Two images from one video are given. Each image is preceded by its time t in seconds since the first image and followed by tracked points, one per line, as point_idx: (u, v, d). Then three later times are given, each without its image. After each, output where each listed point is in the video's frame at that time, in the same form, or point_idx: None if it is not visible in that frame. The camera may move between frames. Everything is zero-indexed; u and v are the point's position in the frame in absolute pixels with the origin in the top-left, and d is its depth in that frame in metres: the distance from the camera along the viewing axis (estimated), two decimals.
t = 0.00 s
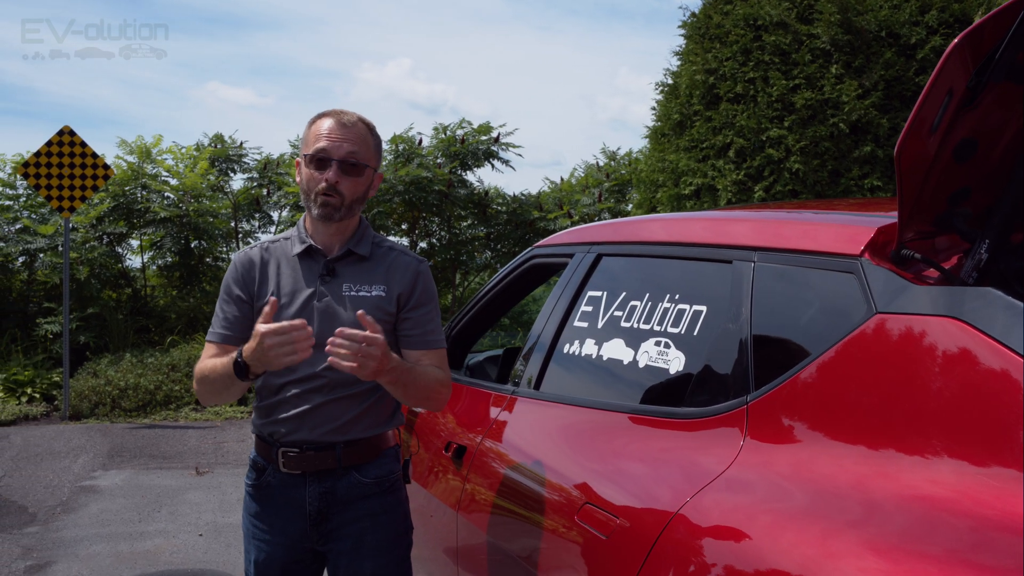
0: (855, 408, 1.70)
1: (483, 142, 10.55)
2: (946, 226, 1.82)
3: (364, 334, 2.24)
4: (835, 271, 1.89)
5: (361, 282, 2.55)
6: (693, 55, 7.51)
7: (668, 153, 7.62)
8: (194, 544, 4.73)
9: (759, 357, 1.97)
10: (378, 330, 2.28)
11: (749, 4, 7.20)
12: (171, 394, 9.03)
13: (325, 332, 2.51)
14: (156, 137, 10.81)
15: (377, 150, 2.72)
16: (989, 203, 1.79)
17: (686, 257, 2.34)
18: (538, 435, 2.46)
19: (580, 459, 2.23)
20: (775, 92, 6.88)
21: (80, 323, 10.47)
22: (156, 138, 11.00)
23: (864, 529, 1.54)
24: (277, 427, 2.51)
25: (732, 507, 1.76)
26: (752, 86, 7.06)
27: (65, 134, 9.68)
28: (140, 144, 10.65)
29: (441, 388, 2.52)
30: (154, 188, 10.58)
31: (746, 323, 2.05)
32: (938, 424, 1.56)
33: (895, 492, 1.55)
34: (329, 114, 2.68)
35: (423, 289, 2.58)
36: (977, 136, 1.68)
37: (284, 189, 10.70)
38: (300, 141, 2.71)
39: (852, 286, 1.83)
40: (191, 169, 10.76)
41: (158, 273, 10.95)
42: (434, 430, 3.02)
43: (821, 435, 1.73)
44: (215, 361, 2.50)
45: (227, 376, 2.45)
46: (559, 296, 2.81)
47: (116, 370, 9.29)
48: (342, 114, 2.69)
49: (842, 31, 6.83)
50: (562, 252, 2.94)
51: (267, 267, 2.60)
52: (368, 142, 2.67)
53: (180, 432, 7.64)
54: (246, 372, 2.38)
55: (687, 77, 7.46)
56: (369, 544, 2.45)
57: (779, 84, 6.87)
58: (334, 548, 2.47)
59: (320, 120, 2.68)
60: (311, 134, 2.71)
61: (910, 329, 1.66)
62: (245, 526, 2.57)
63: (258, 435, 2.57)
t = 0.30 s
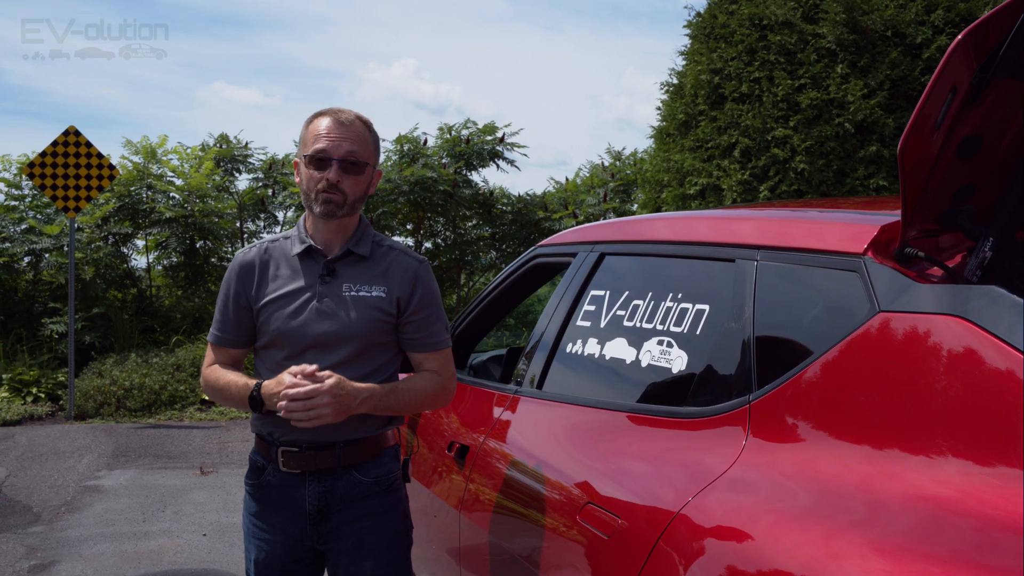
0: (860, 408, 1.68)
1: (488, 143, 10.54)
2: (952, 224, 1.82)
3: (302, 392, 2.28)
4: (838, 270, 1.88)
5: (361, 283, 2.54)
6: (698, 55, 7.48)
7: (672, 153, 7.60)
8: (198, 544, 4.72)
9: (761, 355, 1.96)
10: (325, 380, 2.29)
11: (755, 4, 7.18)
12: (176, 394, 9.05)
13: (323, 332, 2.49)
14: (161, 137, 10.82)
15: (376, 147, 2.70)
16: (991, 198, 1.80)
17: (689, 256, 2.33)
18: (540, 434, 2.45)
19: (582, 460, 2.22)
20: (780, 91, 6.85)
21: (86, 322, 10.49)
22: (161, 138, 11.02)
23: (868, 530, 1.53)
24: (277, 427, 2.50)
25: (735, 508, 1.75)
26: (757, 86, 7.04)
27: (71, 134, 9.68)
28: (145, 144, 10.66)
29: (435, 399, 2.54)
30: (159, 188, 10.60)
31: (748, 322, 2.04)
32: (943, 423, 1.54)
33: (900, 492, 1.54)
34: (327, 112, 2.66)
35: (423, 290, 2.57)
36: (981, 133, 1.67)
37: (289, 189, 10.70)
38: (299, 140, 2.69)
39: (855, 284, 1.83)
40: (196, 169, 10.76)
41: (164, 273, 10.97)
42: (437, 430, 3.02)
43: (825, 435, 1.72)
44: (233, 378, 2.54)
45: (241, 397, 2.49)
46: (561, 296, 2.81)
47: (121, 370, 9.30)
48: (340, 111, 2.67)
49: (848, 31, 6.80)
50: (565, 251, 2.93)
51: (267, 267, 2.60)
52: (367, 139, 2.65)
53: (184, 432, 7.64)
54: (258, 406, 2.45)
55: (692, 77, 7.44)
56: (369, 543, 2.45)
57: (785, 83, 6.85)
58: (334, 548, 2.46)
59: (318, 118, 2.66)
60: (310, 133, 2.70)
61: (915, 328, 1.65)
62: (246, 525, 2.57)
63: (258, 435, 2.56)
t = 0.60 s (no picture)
0: (860, 408, 1.68)
1: (491, 142, 10.54)
2: (951, 223, 1.82)
3: (297, 400, 2.29)
4: (837, 268, 1.88)
5: (357, 283, 2.54)
6: (701, 54, 7.47)
7: (676, 153, 7.59)
8: (200, 544, 4.73)
9: (759, 355, 1.96)
10: (321, 388, 2.32)
11: (758, 3, 7.16)
12: (179, 393, 9.05)
13: (319, 334, 2.50)
14: (164, 137, 10.83)
15: (371, 148, 2.70)
16: (990, 198, 1.80)
17: (690, 255, 2.34)
18: (541, 434, 2.45)
19: (582, 459, 2.22)
20: (783, 91, 6.84)
21: (89, 322, 10.50)
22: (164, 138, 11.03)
23: (870, 530, 1.53)
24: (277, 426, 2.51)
25: (735, 507, 1.74)
26: (761, 85, 7.03)
27: (74, 134, 9.70)
28: (149, 144, 10.68)
29: (434, 397, 2.53)
30: (162, 188, 10.62)
31: (746, 321, 2.04)
32: (944, 423, 1.54)
33: (901, 493, 1.53)
34: (320, 113, 2.66)
35: (419, 289, 2.56)
36: (979, 132, 1.67)
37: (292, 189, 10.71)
38: (293, 142, 2.69)
39: (853, 282, 1.83)
40: (200, 169, 10.78)
41: (167, 273, 10.99)
42: (438, 430, 3.02)
43: (827, 435, 1.72)
44: (231, 378, 2.56)
45: (240, 399, 2.51)
46: (561, 296, 2.81)
47: (124, 370, 9.31)
48: (334, 112, 2.67)
49: (851, 30, 6.79)
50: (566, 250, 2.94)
51: (265, 269, 2.61)
52: (361, 139, 2.65)
53: (188, 432, 7.64)
54: (253, 409, 2.48)
55: (695, 77, 7.43)
56: (369, 541, 2.45)
57: (788, 83, 6.84)
58: (334, 545, 2.46)
59: (312, 120, 2.66)
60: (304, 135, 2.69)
61: (915, 328, 1.64)
62: (247, 522, 2.57)
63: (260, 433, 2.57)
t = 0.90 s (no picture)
0: (857, 408, 1.68)
1: (494, 142, 10.56)
2: (941, 222, 1.82)
3: (291, 390, 2.30)
4: (827, 266, 1.90)
5: (352, 282, 2.54)
6: (703, 54, 7.46)
7: (678, 152, 7.58)
8: (201, 542, 4.74)
9: (750, 353, 1.98)
10: (315, 378, 2.31)
11: (760, 2, 7.16)
12: (181, 393, 9.08)
13: (317, 334, 2.51)
14: (168, 137, 10.86)
15: (363, 147, 2.71)
16: (980, 197, 1.81)
17: (685, 254, 2.35)
18: (537, 433, 2.46)
19: (578, 457, 2.22)
20: (785, 91, 6.85)
21: (92, 321, 10.52)
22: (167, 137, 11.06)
23: (867, 530, 1.53)
24: (275, 422, 2.52)
25: (732, 505, 1.75)
26: (762, 84, 7.03)
27: (77, 134, 9.73)
28: (151, 144, 10.71)
29: (429, 393, 2.53)
30: (165, 188, 10.64)
31: (738, 321, 2.06)
32: (941, 423, 1.54)
33: (899, 494, 1.53)
34: (312, 113, 2.66)
35: (414, 287, 2.57)
36: (968, 130, 1.68)
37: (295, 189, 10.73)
38: (286, 141, 2.70)
39: (843, 281, 1.85)
40: (203, 169, 10.80)
41: (170, 272, 11.01)
42: (436, 428, 3.04)
43: (824, 435, 1.72)
44: (229, 376, 2.58)
45: (237, 396, 2.52)
46: (557, 295, 2.83)
47: (127, 369, 9.33)
48: (325, 111, 2.68)
49: (853, 29, 6.78)
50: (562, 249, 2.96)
51: (262, 268, 2.62)
52: (354, 138, 2.66)
53: (190, 431, 7.66)
54: (250, 404, 2.49)
55: (697, 76, 7.42)
56: (367, 537, 2.46)
57: (789, 82, 6.84)
58: (332, 541, 2.47)
59: (304, 119, 2.67)
60: (297, 134, 2.70)
61: (910, 328, 1.64)
62: (247, 518, 2.58)
63: (259, 430, 2.58)
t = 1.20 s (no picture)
0: (850, 407, 1.69)
1: (496, 142, 10.57)
2: (923, 221, 1.85)
3: (289, 388, 2.31)
4: (812, 265, 1.93)
5: (348, 280, 2.56)
6: (703, 54, 7.46)
7: (679, 152, 7.59)
8: (200, 540, 4.76)
9: (735, 352, 2.01)
10: (313, 377, 2.33)
11: (761, 1, 7.15)
12: (183, 392, 9.12)
13: (312, 332, 2.53)
14: (170, 137, 10.88)
15: (359, 148, 2.72)
16: (963, 195, 1.82)
17: (676, 254, 2.38)
18: (530, 431, 2.47)
19: (571, 455, 2.24)
20: (786, 91, 6.86)
21: (94, 321, 10.56)
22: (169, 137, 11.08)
23: (859, 530, 1.53)
24: (271, 421, 2.53)
25: (723, 504, 1.76)
26: (763, 84, 7.03)
27: (79, 134, 9.76)
28: (153, 144, 10.74)
29: (424, 391, 2.55)
30: (167, 188, 10.66)
31: (723, 320, 2.10)
32: (932, 423, 1.55)
33: (892, 494, 1.54)
34: (308, 113, 2.68)
35: (409, 286, 2.59)
36: (949, 131, 1.70)
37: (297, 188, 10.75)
38: (282, 142, 2.72)
39: (827, 279, 1.87)
40: (204, 168, 10.82)
41: (172, 272, 11.03)
42: (431, 427, 3.06)
43: (816, 435, 1.73)
44: (225, 375, 2.59)
45: (233, 394, 2.54)
46: (550, 294, 2.86)
47: (129, 368, 9.36)
48: (321, 112, 2.69)
49: (853, 29, 6.79)
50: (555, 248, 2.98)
51: (258, 268, 2.64)
52: (349, 139, 2.67)
53: (192, 430, 7.68)
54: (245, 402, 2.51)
55: (697, 76, 7.42)
56: (362, 535, 2.47)
57: (790, 82, 6.85)
58: (327, 539, 2.49)
59: (300, 120, 2.69)
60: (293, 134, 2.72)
61: (901, 330, 1.66)
62: (242, 516, 2.60)
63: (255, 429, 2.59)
